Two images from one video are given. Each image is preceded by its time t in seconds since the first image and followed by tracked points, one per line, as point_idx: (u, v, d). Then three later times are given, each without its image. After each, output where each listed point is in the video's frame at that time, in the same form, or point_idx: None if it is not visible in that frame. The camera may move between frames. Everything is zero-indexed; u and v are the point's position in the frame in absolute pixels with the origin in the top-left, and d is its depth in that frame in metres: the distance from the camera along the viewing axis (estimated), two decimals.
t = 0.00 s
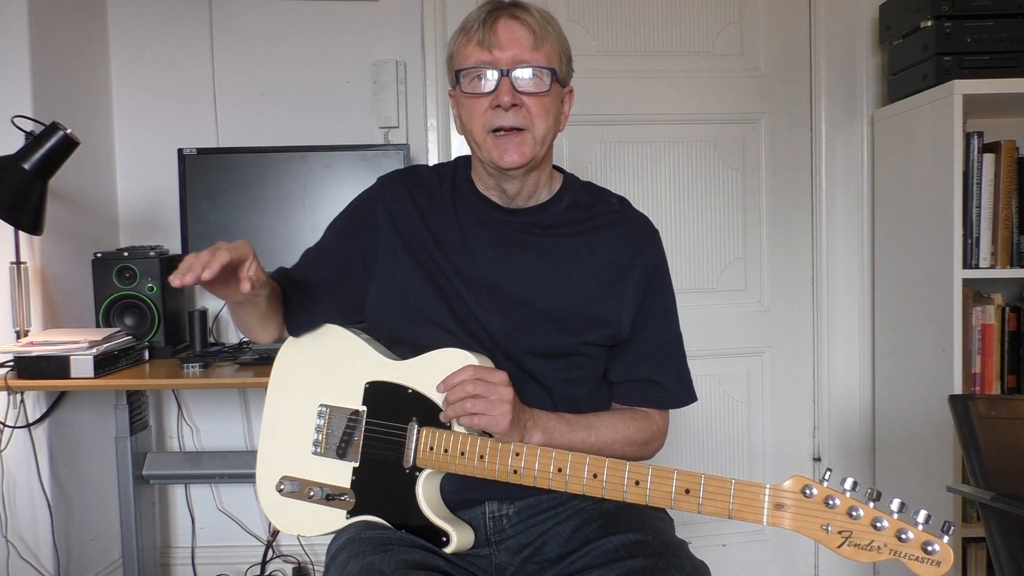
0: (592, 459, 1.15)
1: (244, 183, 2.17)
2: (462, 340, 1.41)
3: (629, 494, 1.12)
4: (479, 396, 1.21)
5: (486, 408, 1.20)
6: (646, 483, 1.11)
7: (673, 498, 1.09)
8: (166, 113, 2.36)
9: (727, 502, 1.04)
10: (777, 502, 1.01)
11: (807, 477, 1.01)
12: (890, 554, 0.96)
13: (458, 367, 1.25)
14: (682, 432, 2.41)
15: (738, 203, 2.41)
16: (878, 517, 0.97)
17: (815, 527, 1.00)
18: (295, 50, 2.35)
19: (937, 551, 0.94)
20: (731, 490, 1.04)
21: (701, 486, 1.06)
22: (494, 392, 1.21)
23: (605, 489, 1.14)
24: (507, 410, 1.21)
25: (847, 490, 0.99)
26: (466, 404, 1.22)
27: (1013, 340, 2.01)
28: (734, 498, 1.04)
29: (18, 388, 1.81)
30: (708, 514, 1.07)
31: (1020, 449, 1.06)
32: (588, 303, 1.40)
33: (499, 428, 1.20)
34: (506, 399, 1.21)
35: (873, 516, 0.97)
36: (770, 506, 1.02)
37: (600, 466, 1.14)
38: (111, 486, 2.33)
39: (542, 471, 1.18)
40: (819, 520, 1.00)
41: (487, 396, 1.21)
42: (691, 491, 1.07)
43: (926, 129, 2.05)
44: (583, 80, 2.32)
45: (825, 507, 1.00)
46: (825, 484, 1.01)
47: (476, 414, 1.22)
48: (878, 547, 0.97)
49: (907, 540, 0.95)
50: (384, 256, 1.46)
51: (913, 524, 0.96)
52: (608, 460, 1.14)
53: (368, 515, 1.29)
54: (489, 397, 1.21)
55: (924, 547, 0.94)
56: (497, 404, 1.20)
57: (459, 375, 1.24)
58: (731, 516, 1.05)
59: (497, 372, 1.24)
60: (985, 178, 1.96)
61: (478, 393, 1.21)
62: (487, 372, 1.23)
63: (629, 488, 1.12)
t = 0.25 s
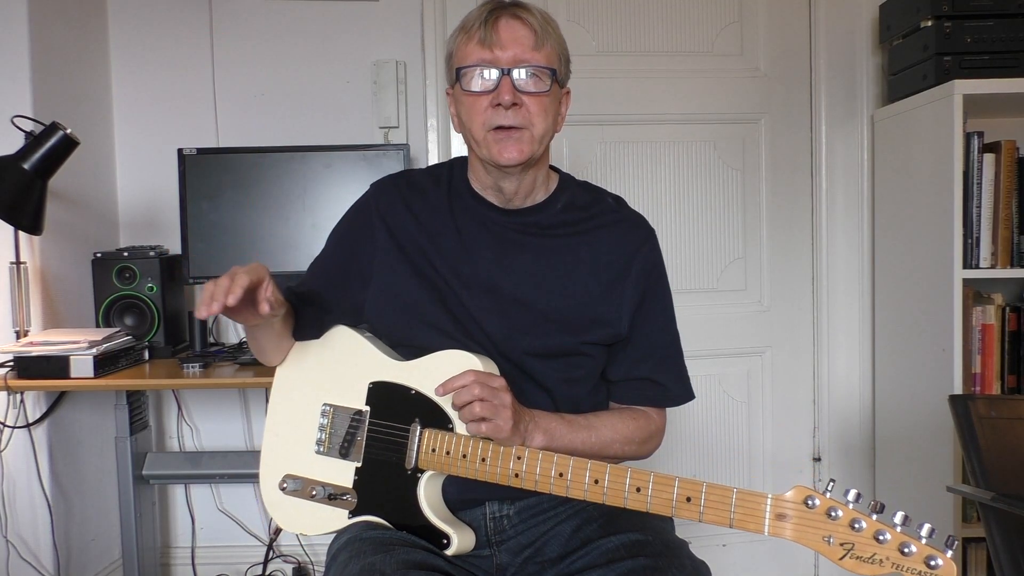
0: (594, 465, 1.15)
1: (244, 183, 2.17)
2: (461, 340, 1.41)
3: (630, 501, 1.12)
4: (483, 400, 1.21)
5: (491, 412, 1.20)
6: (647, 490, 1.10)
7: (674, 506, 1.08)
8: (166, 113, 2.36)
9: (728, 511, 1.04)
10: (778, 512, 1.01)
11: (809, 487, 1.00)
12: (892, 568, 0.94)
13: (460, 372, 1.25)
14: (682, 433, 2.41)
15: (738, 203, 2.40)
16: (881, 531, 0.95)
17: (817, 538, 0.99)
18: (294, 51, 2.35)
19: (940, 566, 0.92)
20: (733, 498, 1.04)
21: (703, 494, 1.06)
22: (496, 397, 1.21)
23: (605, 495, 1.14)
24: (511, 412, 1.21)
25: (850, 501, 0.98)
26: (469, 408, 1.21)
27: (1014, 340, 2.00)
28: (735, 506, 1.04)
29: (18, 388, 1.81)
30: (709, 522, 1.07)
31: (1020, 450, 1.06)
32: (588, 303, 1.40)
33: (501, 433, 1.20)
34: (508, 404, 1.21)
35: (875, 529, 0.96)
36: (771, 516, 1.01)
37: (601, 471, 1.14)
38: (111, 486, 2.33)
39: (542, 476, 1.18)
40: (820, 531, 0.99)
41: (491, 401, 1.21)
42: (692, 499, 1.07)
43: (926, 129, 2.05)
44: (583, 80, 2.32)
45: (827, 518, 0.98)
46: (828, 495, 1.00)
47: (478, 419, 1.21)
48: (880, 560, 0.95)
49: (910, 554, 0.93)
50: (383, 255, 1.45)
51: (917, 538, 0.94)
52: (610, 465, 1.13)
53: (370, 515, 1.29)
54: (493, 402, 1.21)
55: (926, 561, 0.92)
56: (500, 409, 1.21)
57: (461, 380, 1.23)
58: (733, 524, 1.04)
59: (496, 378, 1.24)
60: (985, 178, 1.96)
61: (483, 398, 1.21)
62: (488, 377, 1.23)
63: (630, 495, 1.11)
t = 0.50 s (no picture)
0: (592, 466, 1.15)
1: (244, 183, 2.17)
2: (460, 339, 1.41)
3: (628, 502, 1.12)
4: (478, 403, 1.20)
5: (485, 415, 1.19)
6: (645, 492, 1.10)
7: (672, 508, 1.08)
8: (166, 113, 2.36)
9: (726, 513, 1.04)
10: (776, 514, 1.01)
11: (807, 490, 1.00)
12: (891, 571, 0.94)
13: (455, 375, 1.25)
14: (682, 432, 2.41)
15: (738, 203, 2.40)
16: (879, 534, 0.95)
17: (815, 542, 0.99)
18: (294, 51, 2.35)
19: (939, 570, 0.91)
20: (731, 501, 1.04)
21: (701, 497, 1.06)
22: (491, 400, 1.20)
23: (604, 496, 1.14)
24: (505, 417, 1.20)
25: (848, 504, 0.98)
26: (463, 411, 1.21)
27: (1014, 340, 2.00)
28: (734, 509, 1.04)
29: (18, 388, 1.81)
30: (708, 525, 1.07)
31: (1019, 451, 1.06)
32: (587, 303, 1.40)
33: (495, 437, 1.19)
34: (503, 407, 1.20)
35: (874, 532, 0.96)
36: (770, 518, 1.01)
37: (600, 473, 1.14)
38: (111, 486, 2.33)
39: (541, 477, 1.18)
40: (819, 535, 0.99)
41: (486, 404, 1.20)
42: (691, 501, 1.07)
43: (926, 129, 2.05)
44: (583, 80, 2.32)
45: (826, 521, 0.98)
46: (826, 497, 1.00)
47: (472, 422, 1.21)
48: (878, 563, 0.95)
49: (909, 557, 0.93)
50: (383, 255, 1.46)
51: (916, 541, 0.94)
52: (608, 467, 1.13)
53: (369, 515, 1.29)
54: (487, 405, 1.20)
55: (925, 565, 0.92)
56: (493, 411, 1.20)
57: (455, 383, 1.23)
58: (731, 527, 1.04)
59: (492, 380, 1.24)
60: (985, 178, 1.96)
61: (477, 401, 1.20)
62: (483, 380, 1.23)
63: (628, 496, 1.12)
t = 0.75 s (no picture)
0: (592, 467, 1.15)
1: (244, 183, 2.17)
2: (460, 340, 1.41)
3: (628, 503, 1.12)
4: (479, 403, 1.18)
5: (486, 415, 1.17)
6: (646, 493, 1.10)
7: (672, 509, 1.08)
8: (166, 113, 2.36)
9: (727, 515, 1.04)
10: (777, 516, 1.01)
11: (808, 493, 1.00)
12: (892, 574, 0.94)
13: (455, 375, 1.23)
14: (681, 432, 2.41)
15: (738, 203, 2.41)
16: (880, 536, 0.95)
17: (815, 544, 0.99)
18: (294, 51, 2.35)
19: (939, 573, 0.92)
20: (731, 503, 1.04)
21: (701, 498, 1.06)
22: (492, 400, 1.18)
23: (604, 497, 1.14)
24: (505, 417, 1.19)
25: (849, 507, 0.98)
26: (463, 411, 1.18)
27: (1013, 340, 2.00)
28: (734, 511, 1.04)
29: (18, 388, 1.81)
30: (708, 526, 1.07)
31: (1019, 452, 1.06)
32: (586, 304, 1.40)
33: (494, 437, 1.18)
34: (504, 408, 1.19)
35: (874, 534, 0.96)
36: (770, 521, 1.01)
37: (600, 474, 1.14)
38: (111, 486, 2.33)
39: (541, 478, 1.18)
40: (819, 536, 0.98)
41: (486, 404, 1.18)
42: (691, 502, 1.07)
43: (926, 129, 2.05)
44: (583, 81, 2.32)
45: (826, 523, 0.98)
46: (826, 499, 1.00)
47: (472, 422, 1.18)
48: (879, 566, 0.95)
49: (910, 560, 0.93)
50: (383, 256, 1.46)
51: (917, 544, 0.94)
52: (609, 468, 1.13)
53: (369, 515, 1.29)
54: (488, 405, 1.18)
55: (926, 568, 0.92)
56: (494, 412, 1.18)
57: (455, 383, 1.21)
58: (731, 529, 1.04)
59: (492, 381, 1.22)
60: (985, 178, 1.96)
61: (479, 401, 1.18)
62: (484, 380, 1.21)
63: (628, 497, 1.12)
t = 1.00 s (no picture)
0: (594, 469, 1.15)
1: (244, 183, 2.17)
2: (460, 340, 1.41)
3: (630, 506, 1.12)
4: (483, 405, 1.17)
5: (490, 417, 1.17)
6: (648, 496, 1.10)
7: (674, 512, 1.08)
8: (166, 113, 2.36)
9: (729, 518, 1.04)
10: (779, 520, 1.01)
11: (811, 496, 1.00)
12: None
13: (459, 376, 1.22)
14: (681, 432, 2.41)
15: (738, 203, 2.41)
16: (883, 541, 0.95)
17: (818, 548, 0.99)
18: (294, 50, 2.35)
19: None
20: (733, 506, 1.04)
21: (704, 501, 1.06)
22: (497, 403, 1.18)
23: (606, 499, 1.14)
24: (509, 419, 1.19)
25: (852, 511, 0.97)
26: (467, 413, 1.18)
27: (1013, 340, 2.01)
28: (736, 514, 1.04)
29: (18, 388, 1.81)
30: (710, 529, 1.07)
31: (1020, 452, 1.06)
32: (587, 305, 1.40)
33: (496, 438, 1.18)
34: (508, 411, 1.19)
35: (877, 539, 0.96)
36: (773, 524, 1.01)
37: (602, 476, 1.14)
38: (111, 486, 2.33)
39: (543, 479, 1.18)
40: (822, 541, 0.98)
41: (490, 406, 1.18)
42: (693, 505, 1.07)
43: (926, 129, 2.05)
44: (583, 81, 2.32)
45: (829, 527, 0.98)
46: (829, 503, 1.00)
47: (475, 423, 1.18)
48: (882, 570, 0.95)
49: (912, 565, 0.93)
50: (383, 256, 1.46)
51: (920, 549, 0.94)
52: (611, 470, 1.13)
53: (370, 515, 1.29)
54: (493, 408, 1.18)
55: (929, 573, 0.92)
56: (498, 414, 1.18)
57: (458, 385, 1.21)
58: (733, 532, 1.04)
59: (495, 381, 1.22)
60: (985, 178, 1.96)
61: (483, 403, 1.17)
62: (487, 382, 1.21)
63: (630, 500, 1.11)
